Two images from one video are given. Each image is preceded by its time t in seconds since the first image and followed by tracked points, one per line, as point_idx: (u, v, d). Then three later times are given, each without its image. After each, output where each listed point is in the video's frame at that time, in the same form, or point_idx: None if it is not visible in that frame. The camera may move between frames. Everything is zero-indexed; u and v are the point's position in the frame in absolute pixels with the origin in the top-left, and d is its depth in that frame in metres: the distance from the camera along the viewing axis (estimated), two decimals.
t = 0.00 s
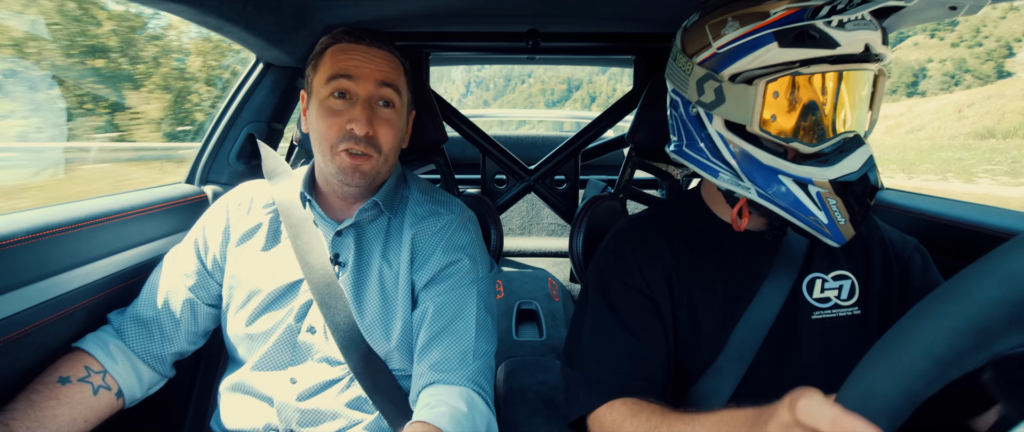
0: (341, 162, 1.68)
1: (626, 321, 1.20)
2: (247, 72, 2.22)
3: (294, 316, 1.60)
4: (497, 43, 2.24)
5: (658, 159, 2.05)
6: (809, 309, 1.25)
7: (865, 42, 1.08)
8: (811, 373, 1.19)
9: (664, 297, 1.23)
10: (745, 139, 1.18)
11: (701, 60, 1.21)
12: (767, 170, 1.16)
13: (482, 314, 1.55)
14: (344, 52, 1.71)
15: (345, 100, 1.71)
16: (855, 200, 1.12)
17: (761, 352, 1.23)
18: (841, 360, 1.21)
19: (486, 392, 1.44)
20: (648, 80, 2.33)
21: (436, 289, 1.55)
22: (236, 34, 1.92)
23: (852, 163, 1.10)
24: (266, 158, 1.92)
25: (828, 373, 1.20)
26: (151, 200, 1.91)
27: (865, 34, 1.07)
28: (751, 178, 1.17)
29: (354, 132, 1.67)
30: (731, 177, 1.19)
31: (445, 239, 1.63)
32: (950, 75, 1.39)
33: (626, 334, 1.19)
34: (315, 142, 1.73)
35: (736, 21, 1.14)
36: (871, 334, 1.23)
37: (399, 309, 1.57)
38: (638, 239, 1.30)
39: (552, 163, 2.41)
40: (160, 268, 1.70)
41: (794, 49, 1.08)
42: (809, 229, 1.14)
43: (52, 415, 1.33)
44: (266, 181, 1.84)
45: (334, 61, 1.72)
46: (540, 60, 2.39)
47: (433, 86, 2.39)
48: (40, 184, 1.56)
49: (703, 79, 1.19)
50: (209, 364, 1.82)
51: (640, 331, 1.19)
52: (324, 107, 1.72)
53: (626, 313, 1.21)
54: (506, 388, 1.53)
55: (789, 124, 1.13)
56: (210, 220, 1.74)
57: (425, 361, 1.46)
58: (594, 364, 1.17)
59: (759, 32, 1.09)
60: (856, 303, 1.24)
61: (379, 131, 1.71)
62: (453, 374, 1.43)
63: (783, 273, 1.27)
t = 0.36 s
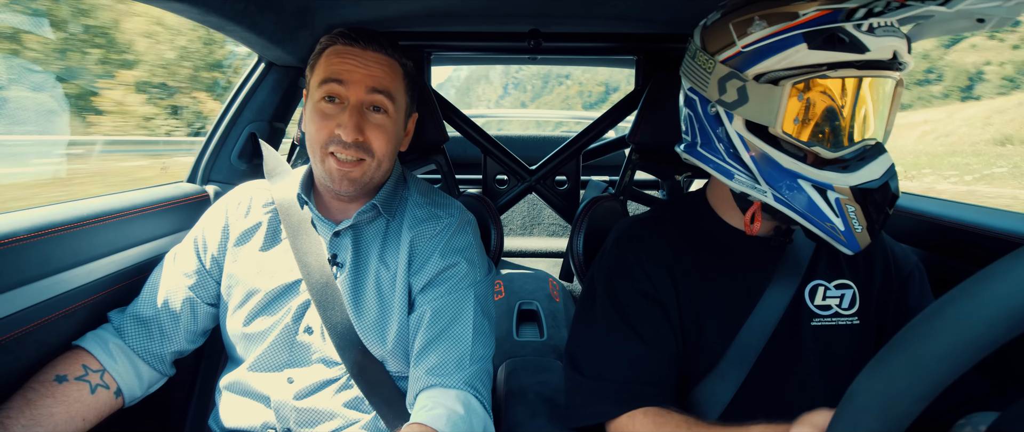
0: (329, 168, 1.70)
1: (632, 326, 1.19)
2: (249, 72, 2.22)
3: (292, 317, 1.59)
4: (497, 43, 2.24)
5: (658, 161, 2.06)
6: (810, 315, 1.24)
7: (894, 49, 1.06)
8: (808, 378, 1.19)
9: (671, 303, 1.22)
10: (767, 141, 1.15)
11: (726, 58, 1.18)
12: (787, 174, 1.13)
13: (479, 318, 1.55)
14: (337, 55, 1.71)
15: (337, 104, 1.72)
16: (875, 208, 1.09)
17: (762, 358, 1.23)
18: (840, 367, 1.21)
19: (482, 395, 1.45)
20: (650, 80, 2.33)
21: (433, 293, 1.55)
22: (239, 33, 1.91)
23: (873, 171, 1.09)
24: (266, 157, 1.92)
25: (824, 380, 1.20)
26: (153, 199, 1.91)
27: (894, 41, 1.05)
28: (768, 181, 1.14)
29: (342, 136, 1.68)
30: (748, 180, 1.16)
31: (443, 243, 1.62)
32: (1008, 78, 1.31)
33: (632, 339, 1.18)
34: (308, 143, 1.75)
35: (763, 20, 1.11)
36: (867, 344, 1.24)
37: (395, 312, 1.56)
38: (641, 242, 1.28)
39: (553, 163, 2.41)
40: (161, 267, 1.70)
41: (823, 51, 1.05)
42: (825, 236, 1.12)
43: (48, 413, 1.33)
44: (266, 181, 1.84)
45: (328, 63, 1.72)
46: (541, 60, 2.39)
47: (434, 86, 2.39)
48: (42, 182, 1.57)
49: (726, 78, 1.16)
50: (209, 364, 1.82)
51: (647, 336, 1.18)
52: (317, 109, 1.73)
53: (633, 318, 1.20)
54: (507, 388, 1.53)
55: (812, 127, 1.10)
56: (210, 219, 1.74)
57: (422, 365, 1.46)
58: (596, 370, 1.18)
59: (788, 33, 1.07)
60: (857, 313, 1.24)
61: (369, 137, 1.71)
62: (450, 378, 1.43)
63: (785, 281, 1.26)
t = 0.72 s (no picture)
0: (335, 160, 1.70)
1: (642, 302, 1.18)
2: (251, 72, 2.22)
3: (286, 312, 1.59)
4: (497, 43, 2.24)
5: (657, 160, 2.06)
6: (797, 312, 1.24)
7: (902, 50, 1.05)
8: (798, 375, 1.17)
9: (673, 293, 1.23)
10: (774, 136, 1.14)
11: (736, 52, 1.16)
12: (791, 168, 1.13)
13: (470, 315, 1.56)
14: (337, 50, 1.71)
15: (340, 98, 1.72)
16: (878, 204, 1.09)
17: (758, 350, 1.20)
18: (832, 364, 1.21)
19: (470, 393, 1.44)
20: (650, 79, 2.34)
21: (424, 288, 1.55)
22: (240, 33, 1.92)
23: (876, 169, 1.10)
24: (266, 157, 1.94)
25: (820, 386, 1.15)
26: (153, 199, 1.91)
27: (902, 41, 1.04)
28: (773, 176, 1.15)
29: (348, 128, 1.69)
30: (752, 175, 1.16)
31: (435, 238, 1.63)
32: None
33: (642, 315, 1.16)
34: (310, 139, 1.75)
35: (775, 15, 1.10)
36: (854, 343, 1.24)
37: (388, 308, 1.57)
38: (636, 236, 1.30)
39: (555, 162, 2.40)
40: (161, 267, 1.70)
41: (834, 48, 1.03)
42: (825, 231, 1.13)
43: (46, 411, 1.34)
44: (264, 180, 1.84)
45: (327, 59, 1.72)
46: (542, 60, 2.39)
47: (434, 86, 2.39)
48: (45, 182, 1.57)
49: (734, 72, 1.14)
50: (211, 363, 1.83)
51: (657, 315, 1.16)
52: (319, 105, 1.73)
53: (643, 297, 1.19)
54: (505, 387, 1.52)
55: (819, 123, 1.09)
56: (210, 217, 1.75)
57: (411, 361, 1.46)
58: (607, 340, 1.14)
59: (800, 28, 1.05)
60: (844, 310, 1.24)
61: (376, 127, 1.72)
62: (438, 374, 1.43)
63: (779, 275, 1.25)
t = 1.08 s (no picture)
0: (346, 157, 1.70)
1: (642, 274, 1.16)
2: (251, 71, 2.22)
3: (283, 310, 1.58)
4: (498, 43, 2.24)
5: (658, 160, 2.06)
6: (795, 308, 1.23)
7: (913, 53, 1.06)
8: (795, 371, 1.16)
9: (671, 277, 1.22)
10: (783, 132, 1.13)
11: (749, 46, 1.15)
12: (796, 164, 1.12)
13: (466, 316, 1.56)
14: (349, 50, 1.71)
15: (351, 97, 1.72)
16: (882, 204, 1.08)
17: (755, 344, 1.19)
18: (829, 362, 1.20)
19: (465, 394, 1.44)
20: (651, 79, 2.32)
21: (422, 288, 1.56)
22: (241, 33, 1.92)
23: (882, 168, 1.08)
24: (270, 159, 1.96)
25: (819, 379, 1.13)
26: (154, 198, 1.91)
27: (912, 44, 1.05)
28: (780, 171, 1.14)
29: (360, 126, 1.69)
30: (757, 171, 1.17)
31: (434, 239, 1.63)
32: None
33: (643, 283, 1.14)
34: (318, 137, 1.74)
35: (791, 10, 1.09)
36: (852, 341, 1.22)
37: (386, 308, 1.57)
38: (635, 229, 1.31)
39: (556, 162, 2.40)
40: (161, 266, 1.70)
41: (849, 46, 1.04)
42: (829, 229, 1.12)
43: (45, 411, 1.33)
44: (263, 178, 1.84)
45: (339, 59, 1.71)
46: (543, 60, 2.39)
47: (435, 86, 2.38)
48: (45, 182, 1.57)
49: (746, 66, 1.13)
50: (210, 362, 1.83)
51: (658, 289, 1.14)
52: (329, 103, 1.72)
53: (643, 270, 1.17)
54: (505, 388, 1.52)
55: (829, 120, 1.09)
56: (209, 216, 1.75)
57: (407, 360, 1.45)
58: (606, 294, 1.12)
59: (816, 24, 1.05)
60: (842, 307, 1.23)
61: (386, 127, 1.73)
62: (433, 374, 1.42)
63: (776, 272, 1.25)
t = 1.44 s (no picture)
0: (355, 158, 1.69)
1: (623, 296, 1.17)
2: (252, 70, 2.22)
3: (280, 309, 1.58)
4: (501, 42, 2.28)
5: (658, 160, 2.06)
6: (792, 310, 1.24)
7: (905, 52, 1.05)
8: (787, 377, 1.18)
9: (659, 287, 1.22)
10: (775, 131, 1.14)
11: (742, 46, 1.15)
12: (789, 164, 1.12)
13: (465, 315, 1.56)
14: (357, 52, 1.71)
15: (359, 98, 1.72)
16: (870, 203, 1.09)
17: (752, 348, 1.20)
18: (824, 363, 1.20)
19: (462, 393, 1.44)
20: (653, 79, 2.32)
21: (422, 286, 1.56)
22: (241, 33, 1.91)
23: (869, 168, 1.09)
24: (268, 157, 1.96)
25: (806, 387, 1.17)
26: (155, 197, 1.92)
27: (905, 43, 1.04)
28: (771, 171, 1.14)
29: (369, 127, 1.69)
30: (747, 167, 1.16)
31: (434, 238, 1.63)
32: None
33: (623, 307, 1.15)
34: (326, 138, 1.74)
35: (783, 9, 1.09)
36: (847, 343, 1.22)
37: (386, 306, 1.57)
38: (632, 229, 1.30)
39: (557, 162, 2.40)
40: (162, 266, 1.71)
41: (839, 45, 1.03)
42: (819, 228, 1.13)
43: (44, 411, 1.33)
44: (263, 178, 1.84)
45: (346, 61, 1.70)
46: (544, 60, 2.36)
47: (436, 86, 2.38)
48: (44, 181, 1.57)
49: (738, 65, 1.13)
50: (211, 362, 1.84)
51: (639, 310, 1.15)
52: (337, 105, 1.72)
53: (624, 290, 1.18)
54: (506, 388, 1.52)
55: (819, 120, 1.09)
56: (209, 215, 1.75)
57: (405, 359, 1.45)
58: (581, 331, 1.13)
59: (806, 23, 1.04)
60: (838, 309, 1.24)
61: (394, 127, 1.74)
62: (432, 373, 1.42)
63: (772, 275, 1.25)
